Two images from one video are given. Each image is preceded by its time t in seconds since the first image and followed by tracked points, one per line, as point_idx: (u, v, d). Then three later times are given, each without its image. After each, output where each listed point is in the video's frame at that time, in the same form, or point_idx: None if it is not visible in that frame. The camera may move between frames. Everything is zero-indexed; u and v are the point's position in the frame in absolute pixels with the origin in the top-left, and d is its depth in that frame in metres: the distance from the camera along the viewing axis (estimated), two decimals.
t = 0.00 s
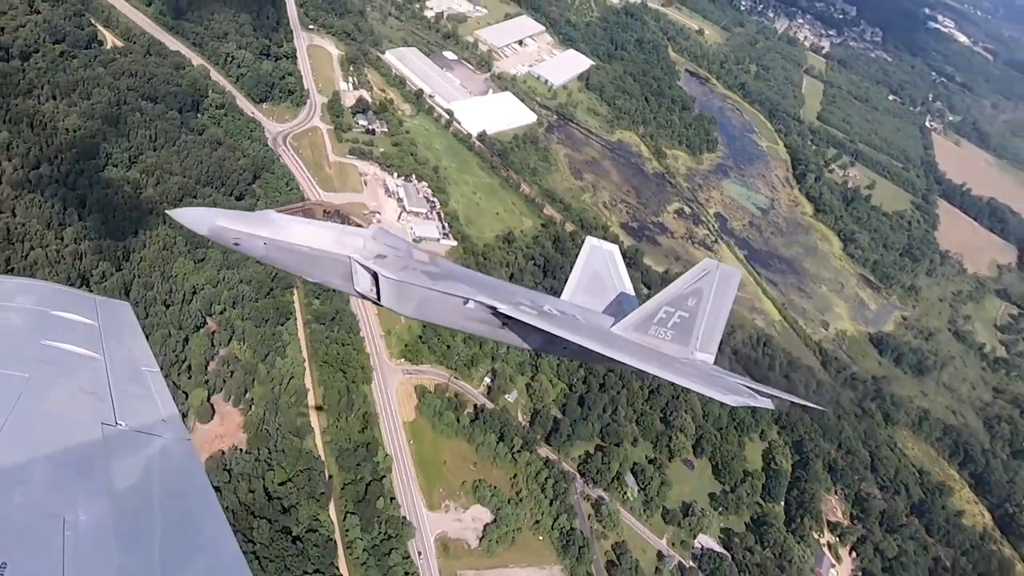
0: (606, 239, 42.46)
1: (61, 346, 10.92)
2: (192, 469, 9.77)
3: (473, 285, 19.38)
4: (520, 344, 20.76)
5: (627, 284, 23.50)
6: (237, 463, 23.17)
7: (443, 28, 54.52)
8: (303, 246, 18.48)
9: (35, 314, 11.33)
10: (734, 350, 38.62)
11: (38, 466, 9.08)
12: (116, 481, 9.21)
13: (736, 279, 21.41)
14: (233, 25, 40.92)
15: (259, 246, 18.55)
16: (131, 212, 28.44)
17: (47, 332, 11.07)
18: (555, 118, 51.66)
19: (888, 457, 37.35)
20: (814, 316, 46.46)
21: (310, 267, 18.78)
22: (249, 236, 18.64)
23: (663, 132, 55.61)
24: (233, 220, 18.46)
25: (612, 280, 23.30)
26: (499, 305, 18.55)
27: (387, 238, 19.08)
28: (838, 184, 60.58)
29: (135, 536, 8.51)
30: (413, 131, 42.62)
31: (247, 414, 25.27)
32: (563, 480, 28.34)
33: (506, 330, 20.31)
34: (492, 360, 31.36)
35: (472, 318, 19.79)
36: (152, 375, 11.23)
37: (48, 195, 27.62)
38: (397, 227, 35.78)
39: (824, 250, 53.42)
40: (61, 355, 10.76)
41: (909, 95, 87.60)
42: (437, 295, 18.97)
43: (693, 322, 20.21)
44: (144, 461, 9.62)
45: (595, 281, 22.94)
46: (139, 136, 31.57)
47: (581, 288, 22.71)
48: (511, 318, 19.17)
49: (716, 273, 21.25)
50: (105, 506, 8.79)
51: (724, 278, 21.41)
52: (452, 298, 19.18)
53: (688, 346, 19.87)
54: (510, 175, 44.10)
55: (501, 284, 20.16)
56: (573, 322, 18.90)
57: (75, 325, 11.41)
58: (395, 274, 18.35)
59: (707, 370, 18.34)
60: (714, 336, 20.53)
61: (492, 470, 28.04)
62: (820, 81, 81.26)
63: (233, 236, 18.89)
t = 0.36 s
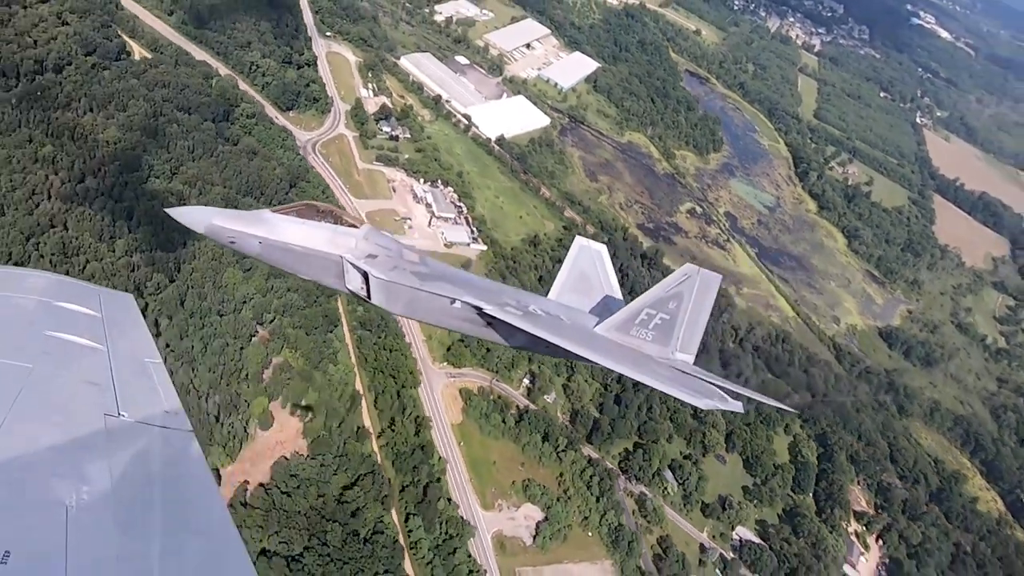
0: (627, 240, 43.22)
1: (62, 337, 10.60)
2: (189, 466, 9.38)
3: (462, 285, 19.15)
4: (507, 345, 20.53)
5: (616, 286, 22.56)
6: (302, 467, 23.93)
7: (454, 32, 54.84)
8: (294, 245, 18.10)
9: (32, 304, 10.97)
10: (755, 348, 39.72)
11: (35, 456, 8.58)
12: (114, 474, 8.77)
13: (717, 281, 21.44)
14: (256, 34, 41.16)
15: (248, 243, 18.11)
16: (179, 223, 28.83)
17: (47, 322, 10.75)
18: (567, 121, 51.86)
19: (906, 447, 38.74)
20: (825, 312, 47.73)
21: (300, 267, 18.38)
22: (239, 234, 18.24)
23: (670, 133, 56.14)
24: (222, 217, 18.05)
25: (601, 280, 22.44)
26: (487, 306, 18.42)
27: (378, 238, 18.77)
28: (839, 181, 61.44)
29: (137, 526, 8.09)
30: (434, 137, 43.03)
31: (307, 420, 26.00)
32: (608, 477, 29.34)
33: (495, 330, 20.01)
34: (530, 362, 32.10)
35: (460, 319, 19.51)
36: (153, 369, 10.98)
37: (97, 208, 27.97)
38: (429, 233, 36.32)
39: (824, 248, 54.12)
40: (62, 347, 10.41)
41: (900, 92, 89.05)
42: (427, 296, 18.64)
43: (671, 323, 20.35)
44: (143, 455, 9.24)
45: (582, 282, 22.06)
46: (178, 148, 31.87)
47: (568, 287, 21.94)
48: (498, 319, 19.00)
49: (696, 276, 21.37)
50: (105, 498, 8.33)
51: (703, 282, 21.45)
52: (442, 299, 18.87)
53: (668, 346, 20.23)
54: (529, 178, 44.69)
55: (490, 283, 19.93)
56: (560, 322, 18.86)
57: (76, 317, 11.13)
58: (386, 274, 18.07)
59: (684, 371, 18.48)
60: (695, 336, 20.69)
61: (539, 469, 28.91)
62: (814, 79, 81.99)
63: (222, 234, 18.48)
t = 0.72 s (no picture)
0: (647, 225, 44.06)
1: (68, 337, 9.87)
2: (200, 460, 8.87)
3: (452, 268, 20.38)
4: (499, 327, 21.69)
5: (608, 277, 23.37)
6: (364, 452, 24.87)
7: (466, 20, 55.10)
8: (292, 228, 19.78)
9: (30, 301, 10.21)
10: (775, 328, 40.96)
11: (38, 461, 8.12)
12: (122, 468, 8.36)
13: (700, 270, 22.09)
14: (279, 25, 41.31)
15: (251, 226, 19.95)
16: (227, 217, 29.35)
17: (48, 320, 10.02)
18: (580, 108, 52.36)
19: (920, 422, 40.28)
20: (836, 292, 49.06)
21: (300, 247, 20.13)
22: (242, 217, 20.10)
23: (680, 118, 56.85)
24: (229, 200, 19.93)
25: (593, 269, 23.40)
26: (473, 289, 19.55)
27: (372, 222, 20.34)
28: (842, 162, 62.39)
29: (146, 523, 7.69)
30: (456, 126, 43.48)
31: (364, 408, 27.02)
32: (647, 456, 30.54)
33: (484, 312, 21.21)
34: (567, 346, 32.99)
35: (450, 301, 20.81)
36: (157, 367, 10.15)
37: (147, 203, 28.47)
38: (460, 222, 37.05)
39: (834, 229, 55.10)
40: (65, 346, 9.71)
41: (895, 73, 90.00)
42: (416, 279, 19.96)
43: (656, 308, 20.90)
44: (154, 451, 8.77)
45: (575, 267, 23.04)
46: (218, 141, 32.21)
47: (559, 270, 22.97)
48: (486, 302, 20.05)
49: (681, 265, 22.05)
50: (111, 495, 7.93)
51: (688, 271, 22.16)
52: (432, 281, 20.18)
53: (652, 329, 20.65)
54: (550, 164, 45.28)
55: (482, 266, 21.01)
56: (544, 306, 19.78)
57: (78, 313, 10.34)
58: (379, 258, 19.51)
59: (657, 356, 19.26)
60: (679, 321, 21.18)
61: (581, 449, 30.09)
62: (813, 60, 81.98)
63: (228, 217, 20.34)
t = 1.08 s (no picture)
0: (665, 210, 44.84)
1: (66, 349, 9.32)
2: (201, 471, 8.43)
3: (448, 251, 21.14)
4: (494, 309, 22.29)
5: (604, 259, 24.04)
6: (419, 436, 25.78)
7: (479, 6, 55.31)
8: (291, 212, 20.79)
9: (28, 315, 9.66)
10: (792, 309, 42.07)
11: (29, 472, 7.59)
12: (120, 476, 7.87)
13: (690, 254, 22.26)
14: (301, 15, 41.45)
15: (254, 210, 21.07)
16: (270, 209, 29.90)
17: (48, 332, 9.47)
18: (594, 94, 52.85)
19: (931, 398, 41.69)
20: (846, 273, 50.19)
21: (300, 231, 21.16)
22: (246, 203, 21.24)
23: (690, 103, 57.44)
24: (232, 186, 21.12)
25: (588, 249, 24.13)
26: (466, 272, 20.30)
27: (369, 207, 21.22)
28: (847, 145, 63.22)
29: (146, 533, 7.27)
30: (477, 114, 43.91)
31: (412, 394, 27.79)
32: (680, 435, 31.66)
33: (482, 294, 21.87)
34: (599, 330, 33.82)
35: (446, 283, 21.54)
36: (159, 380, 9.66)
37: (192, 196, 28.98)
38: (488, 210, 37.70)
39: (839, 211, 55.84)
40: (62, 357, 9.15)
41: (893, 54, 90.62)
42: (411, 261, 20.75)
43: (647, 290, 21.35)
44: (155, 461, 8.27)
45: (571, 248, 23.82)
46: (254, 134, 32.61)
47: (555, 250, 23.77)
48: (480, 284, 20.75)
49: (670, 251, 22.21)
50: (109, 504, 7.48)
51: (678, 255, 22.39)
52: (427, 264, 21.00)
53: (644, 310, 21.19)
54: (568, 151, 45.82)
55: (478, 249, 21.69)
56: (535, 288, 20.36)
57: (77, 326, 9.79)
58: (375, 241, 20.48)
59: (648, 339, 19.48)
60: (669, 302, 21.66)
61: (617, 430, 31.16)
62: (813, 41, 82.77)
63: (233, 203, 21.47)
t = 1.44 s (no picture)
0: (686, 193, 45.69)
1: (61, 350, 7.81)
2: (205, 473, 7.35)
3: (447, 232, 20.75)
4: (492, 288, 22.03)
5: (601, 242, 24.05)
6: (475, 419, 26.81)
7: None
8: (291, 192, 19.99)
9: (16, 313, 8.02)
10: (812, 288, 43.22)
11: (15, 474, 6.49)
12: (117, 480, 6.82)
13: (686, 233, 22.85)
14: (327, 5, 41.64)
15: (251, 189, 20.18)
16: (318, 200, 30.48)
17: (34, 329, 7.90)
18: (609, 78, 53.39)
19: (945, 372, 43.13)
20: (858, 252, 51.39)
21: (298, 211, 20.35)
22: (241, 181, 20.28)
23: (702, 86, 58.06)
24: (227, 164, 20.08)
25: (585, 231, 24.13)
26: (469, 253, 20.08)
27: (370, 186, 20.47)
28: (854, 124, 64.08)
29: (146, 545, 6.30)
30: (501, 101, 44.42)
31: (464, 378, 28.77)
32: (715, 413, 32.96)
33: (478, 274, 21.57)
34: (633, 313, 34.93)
35: (445, 262, 21.14)
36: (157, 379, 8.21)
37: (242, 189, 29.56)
38: (519, 196, 38.40)
39: (848, 191, 56.82)
40: (51, 360, 7.66)
41: (892, 33, 91.26)
42: (413, 242, 20.29)
43: (644, 269, 21.74)
44: (153, 460, 7.18)
45: (569, 230, 23.82)
46: (295, 126, 33.04)
47: (552, 232, 23.74)
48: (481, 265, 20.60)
49: (667, 229, 22.76)
50: (107, 510, 6.49)
51: (675, 234, 22.93)
52: (428, 244, 20.55)
53: (640, 289, 21.59)
54: (590, 136, 46.40)
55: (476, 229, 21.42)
56: (537, 269, 20.47)
57: (71, 323, 8.17)
58: (377, 222, 19.90)
59: (643, 317, 20.11)
60: (665, 281, 22.10)
61: (656, 408, 32.32)
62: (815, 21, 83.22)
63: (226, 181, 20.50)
